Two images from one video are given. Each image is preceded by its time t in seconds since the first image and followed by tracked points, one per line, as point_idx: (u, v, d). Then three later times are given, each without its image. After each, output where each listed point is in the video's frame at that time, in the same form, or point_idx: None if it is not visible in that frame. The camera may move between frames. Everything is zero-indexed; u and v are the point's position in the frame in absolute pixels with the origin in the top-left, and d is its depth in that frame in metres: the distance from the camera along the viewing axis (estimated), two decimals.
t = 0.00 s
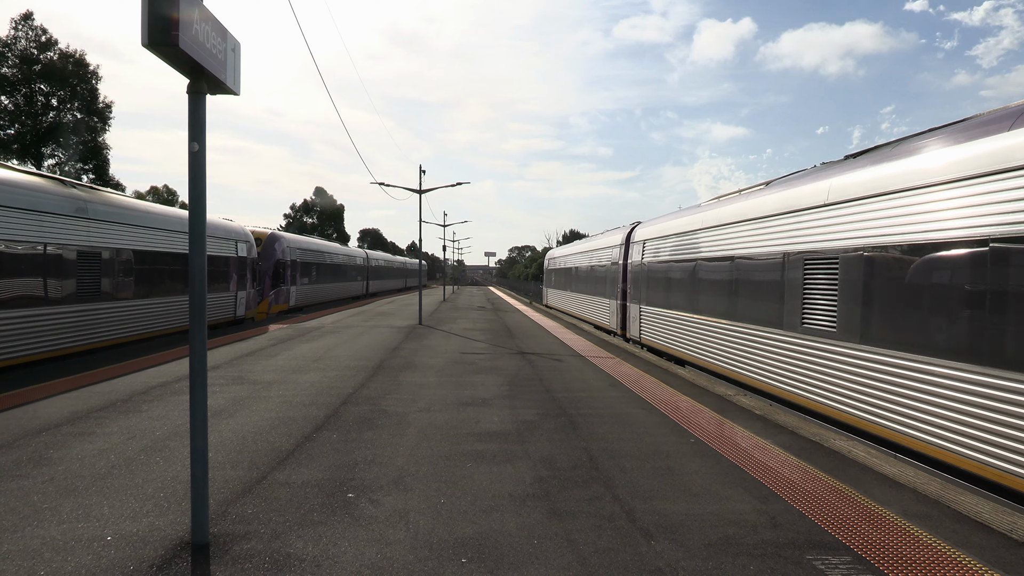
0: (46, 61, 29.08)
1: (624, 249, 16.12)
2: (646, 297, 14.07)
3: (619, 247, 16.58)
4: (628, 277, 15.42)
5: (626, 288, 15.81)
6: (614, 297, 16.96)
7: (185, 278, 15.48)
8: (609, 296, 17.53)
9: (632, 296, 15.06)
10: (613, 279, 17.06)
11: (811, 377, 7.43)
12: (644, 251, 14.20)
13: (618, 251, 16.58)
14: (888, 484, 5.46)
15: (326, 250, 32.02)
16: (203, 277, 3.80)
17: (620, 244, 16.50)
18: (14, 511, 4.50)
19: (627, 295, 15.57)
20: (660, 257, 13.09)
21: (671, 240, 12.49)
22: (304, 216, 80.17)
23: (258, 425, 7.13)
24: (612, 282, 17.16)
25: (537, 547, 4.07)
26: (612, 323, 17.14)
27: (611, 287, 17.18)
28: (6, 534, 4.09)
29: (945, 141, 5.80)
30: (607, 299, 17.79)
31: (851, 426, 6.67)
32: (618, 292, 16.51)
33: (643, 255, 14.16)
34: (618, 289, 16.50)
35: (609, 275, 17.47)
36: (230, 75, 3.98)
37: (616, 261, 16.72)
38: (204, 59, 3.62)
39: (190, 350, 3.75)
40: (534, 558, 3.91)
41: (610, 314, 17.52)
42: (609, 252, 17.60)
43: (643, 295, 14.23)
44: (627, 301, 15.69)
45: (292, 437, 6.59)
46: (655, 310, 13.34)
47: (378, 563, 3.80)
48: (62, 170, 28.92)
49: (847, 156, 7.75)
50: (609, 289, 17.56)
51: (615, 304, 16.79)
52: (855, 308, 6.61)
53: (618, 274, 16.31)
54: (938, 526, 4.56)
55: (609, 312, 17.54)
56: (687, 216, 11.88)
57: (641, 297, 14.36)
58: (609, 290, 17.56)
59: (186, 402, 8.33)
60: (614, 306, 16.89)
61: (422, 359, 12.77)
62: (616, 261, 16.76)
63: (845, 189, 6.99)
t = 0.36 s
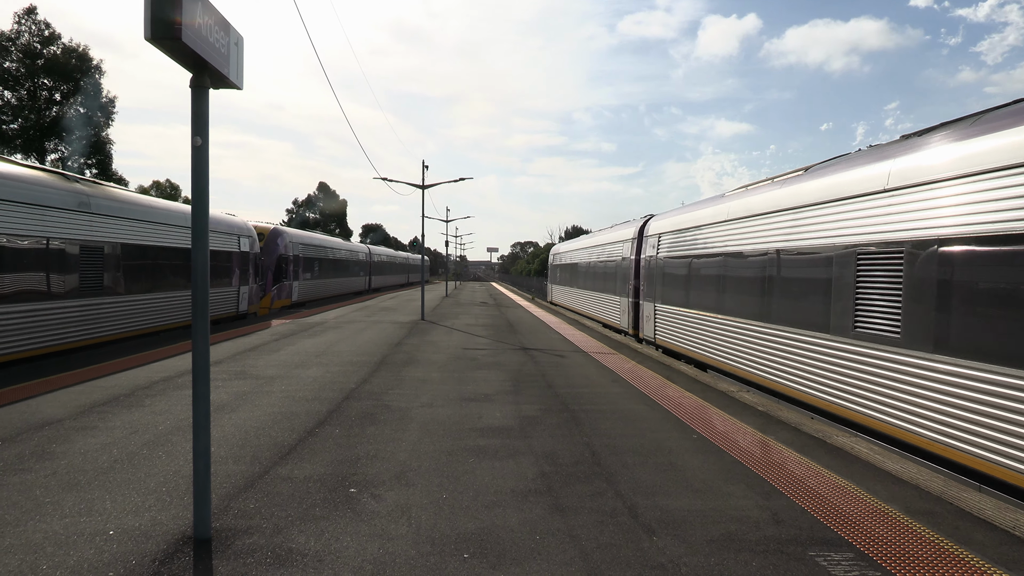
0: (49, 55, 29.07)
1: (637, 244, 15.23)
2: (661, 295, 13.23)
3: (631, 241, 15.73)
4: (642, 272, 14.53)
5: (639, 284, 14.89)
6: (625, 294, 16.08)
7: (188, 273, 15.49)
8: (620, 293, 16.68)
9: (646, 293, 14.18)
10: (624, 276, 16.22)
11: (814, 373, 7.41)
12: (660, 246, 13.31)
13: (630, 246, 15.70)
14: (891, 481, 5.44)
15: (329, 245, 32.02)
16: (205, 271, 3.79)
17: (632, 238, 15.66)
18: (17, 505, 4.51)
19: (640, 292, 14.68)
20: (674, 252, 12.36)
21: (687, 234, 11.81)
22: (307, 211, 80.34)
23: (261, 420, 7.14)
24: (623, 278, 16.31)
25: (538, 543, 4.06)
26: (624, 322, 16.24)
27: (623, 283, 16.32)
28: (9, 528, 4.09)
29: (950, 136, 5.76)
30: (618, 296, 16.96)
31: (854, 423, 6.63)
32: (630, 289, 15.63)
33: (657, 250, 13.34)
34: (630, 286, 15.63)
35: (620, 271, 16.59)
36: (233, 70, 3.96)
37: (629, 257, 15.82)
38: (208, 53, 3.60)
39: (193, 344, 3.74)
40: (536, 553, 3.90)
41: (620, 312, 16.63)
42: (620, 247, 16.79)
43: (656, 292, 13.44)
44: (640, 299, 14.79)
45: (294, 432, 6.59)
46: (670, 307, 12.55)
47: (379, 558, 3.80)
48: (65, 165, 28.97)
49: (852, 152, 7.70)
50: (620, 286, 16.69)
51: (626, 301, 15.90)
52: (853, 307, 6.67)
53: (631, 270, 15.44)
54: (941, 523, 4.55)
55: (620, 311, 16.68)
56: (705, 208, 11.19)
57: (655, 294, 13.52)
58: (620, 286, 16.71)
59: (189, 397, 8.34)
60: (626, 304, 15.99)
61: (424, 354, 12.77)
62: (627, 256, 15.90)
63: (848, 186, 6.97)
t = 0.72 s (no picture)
0: (48, 53, 29.00)
1: (649, 238, 14.25)
2: (675, 292, 12.30)
3: (641, 235, 14.77)
4: (653, 268, 13.58)
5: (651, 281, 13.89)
6: (635, 291, 15.09)
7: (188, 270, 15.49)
8: (628, 290, 15.70)
9: (659, 290, 13.22)
10: (633, 272, 15.29)
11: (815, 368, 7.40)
12: (675, 239, 12.34)
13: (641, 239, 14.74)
14: (892, 475, 5.44)
15: (329, 241, 31.99)
16: (206, 267, 3.78)
17: (643, 231, 14.71)
18: (18, 502, 4.51)
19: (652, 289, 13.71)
20: (690, 246, 11.52)
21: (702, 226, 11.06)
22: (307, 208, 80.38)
23: (262, 417, 7.14)
24: (632, 275, 15.35)
25: (540, 538, 4.07)
26: (634, 321, 15.25)
27: (631, 280, 15.41)
28: (11, 525, 4.10)
29: (952, 129, 5.73)
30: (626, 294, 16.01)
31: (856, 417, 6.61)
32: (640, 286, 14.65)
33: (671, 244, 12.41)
34: (640, 283, 14.65)
35: (629, 267, 15.63)
36: (232, 67, 3.94)
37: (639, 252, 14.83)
38: (206, 50, 3.58)
39: (194, 341, 3.73)
40: (539, 549, 3.91)
41: (630, 310, 15.63)
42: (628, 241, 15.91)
43: (670, 289, 12.53)
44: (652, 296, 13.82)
45: (295, 429, 6.59)
46: (685, 306, 11.68)
47: (381, 554, 3.80)
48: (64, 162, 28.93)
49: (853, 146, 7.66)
50: (628, 282, 15.73)
51: (636, 299, 14.93)
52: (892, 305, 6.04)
53: (641, 266, 14.47)
54: (943, 517, 4.54)
55: (629, 309, 15.74)
56: (721, 198, 10.52)
57: (669, 292, 12.59)
58: (628, 283, 15.80)
59: (190, 394, 8.35)
60: (637, 302, 14.99)
61: (425, 350, 12.77)
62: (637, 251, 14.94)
63: (849, 180, 6.95)
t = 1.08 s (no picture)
0: (49, 49, 28.98)
1: (663, 233, 13.29)
2: (692, 292, 11.47)
3: (655, 229, 13.82)
4: (668, 265, 12.64)
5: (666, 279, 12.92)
6: (648, 290, 14.14)
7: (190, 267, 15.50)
8: (641, 289, 14.73)
9: (675, 289, 12.30)
10: (645, 270, 14.35)
11: (816, 365, 7.39)
12: (694, 233, 11.42)
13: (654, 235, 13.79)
14: (893, 473, 5.44)
15: (330, 238, 31.97)
16: (207, 263, 3.76)
17: (656, 225, 13.78)
18: (20, 499, 4.51)
19: (666, 288, 12.78)
20: (704, 241, 10.86)
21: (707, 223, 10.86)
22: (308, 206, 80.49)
23: (263, 413, 7.14)
24: (645, 273, 14.40)
25: (542, 535, 4.06)
26: (647, 322, 14.29)
27: (643, 278, 14.48)
28: (13, 522, 4.10)
29: (952, 126, 5.72)
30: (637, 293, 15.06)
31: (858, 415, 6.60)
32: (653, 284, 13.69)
33: (688, 240, 11.55)
34: (653, 281, 13.70)
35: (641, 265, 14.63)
36: (233, 63, 3.93)
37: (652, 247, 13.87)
38: (208, 46, 3.57)
39: (195, 337, 3.73)
40: (540, 546, 3.91)
41: (642, 311, 14.68)
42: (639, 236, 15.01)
43: (687, 288, 11.68)
44: (667, 296, 12.87)
45: (297, 426, 6.60)
46: (701, 306, 10.98)
47: (383, 551, 3.81)
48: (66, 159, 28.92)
49: (854, 143, 7.64)
50: (641, 281, 14.74)
51: (649, 298, 13.98)
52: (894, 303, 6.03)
53: (654, 263, 13.54)
54: (944, 514, 4.55)
55: (641, 309, 14.79)
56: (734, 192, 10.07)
57: (686, 291, 11.72)
58: (640, 281, 14.85)
59: (192, 391, 8.36)
60: (649, 301, 14.03)
61: (426, 347, 12.78)
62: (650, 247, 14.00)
63: (849, 178, 6.95)
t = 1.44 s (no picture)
0: (51, 47, 28.99)
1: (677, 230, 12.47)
2: (711, 293, 10.60)
3: (668, 226, 12.98)
4: (683, 265, 11.81)
5: (681, 279, 12.07)
6: (660, 290, 13.29)
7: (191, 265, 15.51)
8: (652, 290, 13.88)
9: (691, 290, 11.48)
10: (657, 269, 13.51)
11: (817, 364, 7.37)
12: (712, 230, 10.61)
13: (668, 231, 12.93)
14: (893, 472, 5.44)
15: (331, 236, 31.96)
16: (209, 260, 3.76)
17: (669, 222, 12.95)
18: (20, 496, 4.52)
19: (681, 289, 11.94)
20: (715, 239, 10.39)
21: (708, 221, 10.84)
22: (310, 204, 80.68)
23: (264, 411, 7.15)
24: (656, 272, 13.56)
25: (542, 534, 4.07)
26: (659, 324, 13.42)
27: (655, 277, 13.64)
28: (14, 519, 4.10)
29: (952, 127, 5.71)
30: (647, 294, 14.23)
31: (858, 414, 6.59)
32: (666, 284, 12.85)
33: (706, 236, 10.74)
34: (666, 281, 12.85)
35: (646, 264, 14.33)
36: (235, 61, 3.93)
37: (665, 246, 13.03)
38: (210, 43, 3.57)
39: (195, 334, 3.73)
40: (540, 544, 3.91)
41: (653, 313, 13.82)
42: (649, 233, 14.24)
43: (705, 289, 10.86)
44: (682, 297, 12.03)
45: (298, 423, 6.60)
46: (720, 308, 10.20)
47: (383, 549, 3.81)
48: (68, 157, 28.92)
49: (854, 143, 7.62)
50: (652, 280, 13.91)
51: (662, 299, 13.12)
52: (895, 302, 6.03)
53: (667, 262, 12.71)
54: (944, 514, 4.54)
55: (652, 311, 13.95)
56: (751, 187, 9.49)
57: (703, 292, 10.90)
58: (650, 281, 14.03)
59: (193, 389, 8.36)
60: (662, 303, 13.17)
61: (427, 346, 12.78)
62: (663, 245, 13.17)
63: (849, 177, 6.94)
